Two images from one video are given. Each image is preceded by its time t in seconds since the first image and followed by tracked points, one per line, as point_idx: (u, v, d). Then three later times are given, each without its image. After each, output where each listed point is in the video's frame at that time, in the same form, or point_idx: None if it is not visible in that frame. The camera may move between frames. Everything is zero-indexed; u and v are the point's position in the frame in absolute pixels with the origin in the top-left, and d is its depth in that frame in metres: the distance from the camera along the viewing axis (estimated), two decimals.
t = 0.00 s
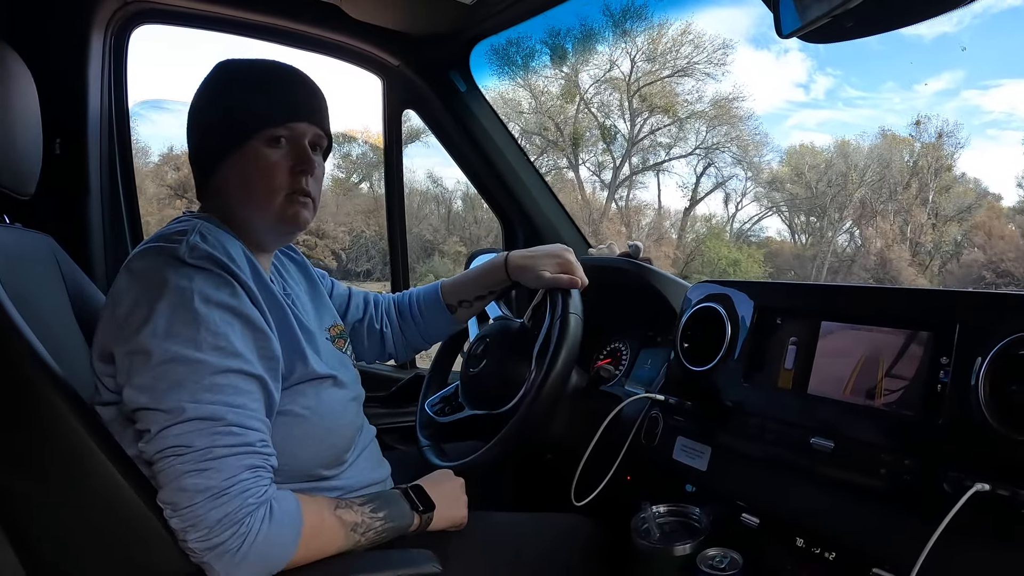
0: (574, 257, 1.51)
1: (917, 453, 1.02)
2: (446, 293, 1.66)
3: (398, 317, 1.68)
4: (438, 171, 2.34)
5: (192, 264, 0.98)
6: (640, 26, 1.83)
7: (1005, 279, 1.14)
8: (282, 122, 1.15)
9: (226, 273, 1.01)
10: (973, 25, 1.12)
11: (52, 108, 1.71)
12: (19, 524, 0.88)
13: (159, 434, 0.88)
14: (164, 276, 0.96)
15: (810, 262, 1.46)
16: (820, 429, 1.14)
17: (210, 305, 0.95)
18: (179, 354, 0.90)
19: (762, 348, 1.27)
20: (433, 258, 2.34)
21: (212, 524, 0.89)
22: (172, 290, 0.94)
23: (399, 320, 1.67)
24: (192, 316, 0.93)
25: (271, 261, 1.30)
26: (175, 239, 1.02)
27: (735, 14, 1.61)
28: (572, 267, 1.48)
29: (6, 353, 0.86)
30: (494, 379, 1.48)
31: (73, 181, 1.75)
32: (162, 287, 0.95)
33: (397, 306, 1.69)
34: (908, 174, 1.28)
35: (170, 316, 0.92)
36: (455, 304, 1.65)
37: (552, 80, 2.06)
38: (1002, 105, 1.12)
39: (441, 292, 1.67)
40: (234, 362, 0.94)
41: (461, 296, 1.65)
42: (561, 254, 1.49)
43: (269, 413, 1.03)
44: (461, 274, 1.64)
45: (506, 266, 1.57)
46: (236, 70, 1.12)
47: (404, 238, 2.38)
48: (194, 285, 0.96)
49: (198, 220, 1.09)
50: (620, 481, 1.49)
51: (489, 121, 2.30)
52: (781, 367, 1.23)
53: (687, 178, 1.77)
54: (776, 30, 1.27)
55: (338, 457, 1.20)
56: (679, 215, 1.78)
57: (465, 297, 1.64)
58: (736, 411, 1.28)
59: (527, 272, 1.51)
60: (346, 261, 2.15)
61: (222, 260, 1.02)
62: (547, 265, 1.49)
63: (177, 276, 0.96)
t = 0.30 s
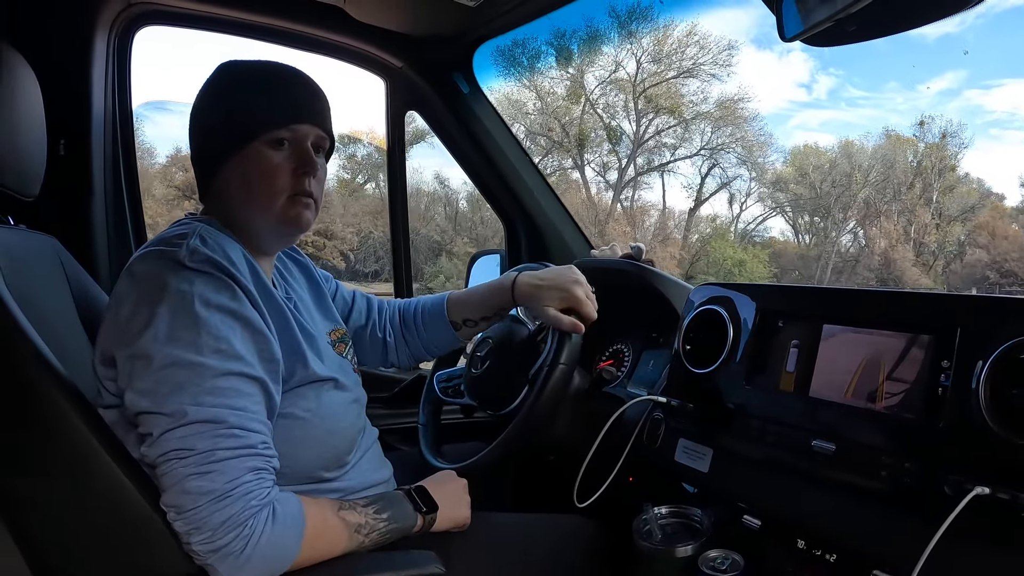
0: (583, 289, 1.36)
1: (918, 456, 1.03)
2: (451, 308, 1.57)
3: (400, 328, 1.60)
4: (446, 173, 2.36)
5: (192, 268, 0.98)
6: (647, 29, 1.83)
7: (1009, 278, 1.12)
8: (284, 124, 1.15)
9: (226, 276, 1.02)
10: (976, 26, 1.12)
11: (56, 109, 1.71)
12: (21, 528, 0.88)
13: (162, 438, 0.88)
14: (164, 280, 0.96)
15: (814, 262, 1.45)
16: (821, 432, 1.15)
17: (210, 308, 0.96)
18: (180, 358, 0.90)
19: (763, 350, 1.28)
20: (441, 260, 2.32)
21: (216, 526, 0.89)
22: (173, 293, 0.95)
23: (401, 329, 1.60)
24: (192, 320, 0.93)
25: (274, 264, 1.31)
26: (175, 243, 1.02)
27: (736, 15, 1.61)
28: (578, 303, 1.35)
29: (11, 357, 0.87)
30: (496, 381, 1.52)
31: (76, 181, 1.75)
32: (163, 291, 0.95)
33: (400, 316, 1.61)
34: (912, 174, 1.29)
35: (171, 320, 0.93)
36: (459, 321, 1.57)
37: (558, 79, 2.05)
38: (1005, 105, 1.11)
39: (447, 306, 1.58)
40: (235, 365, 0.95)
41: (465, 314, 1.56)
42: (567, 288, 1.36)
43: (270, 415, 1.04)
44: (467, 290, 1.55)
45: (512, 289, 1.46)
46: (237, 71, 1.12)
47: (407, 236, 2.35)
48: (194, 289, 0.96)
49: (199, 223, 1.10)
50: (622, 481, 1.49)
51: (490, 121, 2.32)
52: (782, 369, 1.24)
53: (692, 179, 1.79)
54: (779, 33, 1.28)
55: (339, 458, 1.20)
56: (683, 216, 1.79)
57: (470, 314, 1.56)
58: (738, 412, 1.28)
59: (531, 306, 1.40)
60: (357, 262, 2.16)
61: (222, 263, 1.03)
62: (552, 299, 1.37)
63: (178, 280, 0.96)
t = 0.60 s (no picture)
0: (572, 319, 1.29)
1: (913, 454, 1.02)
2: (445, 327, 1.52)
3: (394, 343, 1.55)
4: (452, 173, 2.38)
5: (190, 263, 0.98)
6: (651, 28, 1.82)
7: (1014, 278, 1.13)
8: (289, 121, 1.16)
9: (223, 272, 1.02)
10: (978, 24, 1.14)
11: (53, 105, 1.72)
12: (17, 525, 0.88)
13: (157, 433, 0.88)
14: (161, 275, 0.96)
15: (818, 262, 1.46)
16: (817, 429, 1.14)
17: (207, 304, 0.96)
18: (176, 354, 0.90)
19: (759, 347, 1.27)
20: (448, 259, 2.36)
21: (209, 524, 0.89)
22: (170, 289, 0.95)
23: (395, 343, 1.55)
24: (188, 315, 0.94)
25: (274, 262, 1.31)
26: (174, 238, 1.02)
27: (739, 15, 1.61)
28: (566, 334, 1.28)
29: (5, 351, 0.87)
30: (492, 380, 1.56)
31: (73, 178, 1.75)
32: (160, 287, 0.95)
33: (396, 329, 1.56)
34: (916, 174, 1.28)
35: (167, 316, 0.93)
36: (451, 341, 1.52)
37: (563, 77, 2.04)
38: (1007, 104, 1.12)
39: (441, 324, 1.53)
40: (231, 361, 0.95)
41: (458, 335, 1.51)
42: (555, 319, 1.29)
43: (267, 413, 1.04)
44: (461, 311, 1.50)
45: (502, 316, 1.41)
46: (242, 65, 1.12)
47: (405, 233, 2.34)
48: (191, 284, 0.96)
49: (199, 219, 1.10)
50: (618, 479, 1.50)
51: (488, 119, 2.32)
52: (777, 367, 1.24)
53: (696, 179, 1.77)
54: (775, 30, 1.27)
55: (337, 457, 1.20)
56: (688, 215, 1.78)
57: (463, 335, 1.50)
58: (733, 409, 1.28)
59: (520, 335, 1.35)
60: (364, 262, 2.23)
61: (221, 260, 1.03)
62: (540, 328, 1.32)
63: (175, 275, 0.96)
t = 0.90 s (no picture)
0: (561, 320, 1.29)
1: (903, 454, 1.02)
2: (438, 327, 1.52)
3: (389, 343, 1.55)
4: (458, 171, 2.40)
5: (188, 259, 0.98)
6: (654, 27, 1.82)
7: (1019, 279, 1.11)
8: (293, 121, 1.15)
9: (221, 267, 1.02)
10: (980, 24, 1.13)
11: (47, 103, 1.72)
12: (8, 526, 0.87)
13: (150, 427, 0.88)
14: (159, 270, 0.96)
15: (822, 262, 1.43)
16: (808, 429, 1.14)
17: (204, 300, 0.96)
18: (172, 348, 0.90)
19: (750, 346, 1.27)
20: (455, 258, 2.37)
21: (198, 518, 0.89)
22: (167, 284, 0.95)
23: (390, 342, 1.55)
24: (186, 311, 0.93)
25: (270, 260, 1.30)
26: (172, 234, 1.02)
27: (740, 15, 1.61)
28: (555, 335, 1.29)
29: None
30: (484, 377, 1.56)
31: (65, 176, 1.76)
32: (157, 282, 0.95)
33: (391, 328, 1.56)
34: (920, 174, 1.27)
35: (164, 311, 0.93)
36: (443, 340, 1.51)
37: (566, 76, 2.03)
38: (1011, 104, 1.10)
39: (433, 324, 1.53)
40: (227, 358, 0.95)
41: (450, 334, 1.51)
42: (545, 319, 1.30)
43: (261, 410, 1.04)
44: (452, 311, 1.50)
45: (493, 315, 1.42)
46: (246, 62, 1.12)
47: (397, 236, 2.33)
48: (189, 280, 0.96)
49: (197, 214, 1.10)
50: (609, 478, 1.49)
51: (481, 118, 2.32)
52: (768, 366, 1.23)
53: (702, 179, 1.75)
54: (767, 26, 1.28)
55: (329, 455, 1.20)
56: (692, 215, 1.76)
57: (454, 335, 1.50)
58: (724, 409, 1.28)
59: (509, 335, 1.36)
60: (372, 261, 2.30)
61: (218, 256, 1.02)
62: (529, 329, 1.33)
63: (172, 271, 0.96)
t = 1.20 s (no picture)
0: (558, 321, 1.28)
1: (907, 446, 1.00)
2: (434, 327, 1.50)
3: (387, 344, 1.54)
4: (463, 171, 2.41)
5: (186, 251, 0.97)
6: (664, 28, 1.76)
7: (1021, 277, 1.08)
8: (300, 116, 1.14)
9: (219, 260, 1.00)
10: (983, 24, 1.13)
11: (42, 97, 1.71)
12: None
13: (145, 420, 0.87)
14: (156, 262, 0.95)
15: (826, 261, 1.37)
16: (810, 423, 1.13)
17: (202, 292, 0.95)
18: (169, 340, 0.89)
19: (751, 341, 1.25)
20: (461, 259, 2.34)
21: (192, 513, 0.88)
22: (165, 275, 0.94)
23: (387, 342, 1.54)
24: (183, 302, 0.92)
25: (268, 256, 1.28)
26: (171, 225, 1.01)
27: (744, 14, 1.58)
28: (552, 336, 1.27)
29: None
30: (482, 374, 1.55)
31: (61, 172, 1.75)
32: (154, 273, 0.94)
33: (388, 328, 1.55)
34: (924, 174, 1.24)
35: (161, 302, 0.92)
36: (439, 340, 1.50)
37: (573, 76, 1.98)
38: (1013, 104, 1.09)
39: (430, 324, 1.51)
40: (224, 351, 0.93)
41: (447, 334, 1.49)
42: (541, 320, 1.28)
43: (258, 404, 1.02)
44: (449, 311, 1.49)
45: (489, 315, 1.41)
46: (249, 55, 1.10)
47: (396, 235, 2.31)
48: (187, 272, 0.95)
49: (196, 206, 1.08)
50: (609, 475, 1.48)
51: (479, 113, 2.31)
52: (770, 360, 1.21)
53: (707, 179, 1.72)
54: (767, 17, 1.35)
55: (327, 452, 1.19)
56: (698, 215, 1.73)
57: (451, 334, 1.49)
58: (725, 404, 1.27)
59: (506, 335, 1.35)
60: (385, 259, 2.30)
61: (217, 248, 1.01)
62: (525, 330, 1.31)
63: (170, 262, 0.95)
